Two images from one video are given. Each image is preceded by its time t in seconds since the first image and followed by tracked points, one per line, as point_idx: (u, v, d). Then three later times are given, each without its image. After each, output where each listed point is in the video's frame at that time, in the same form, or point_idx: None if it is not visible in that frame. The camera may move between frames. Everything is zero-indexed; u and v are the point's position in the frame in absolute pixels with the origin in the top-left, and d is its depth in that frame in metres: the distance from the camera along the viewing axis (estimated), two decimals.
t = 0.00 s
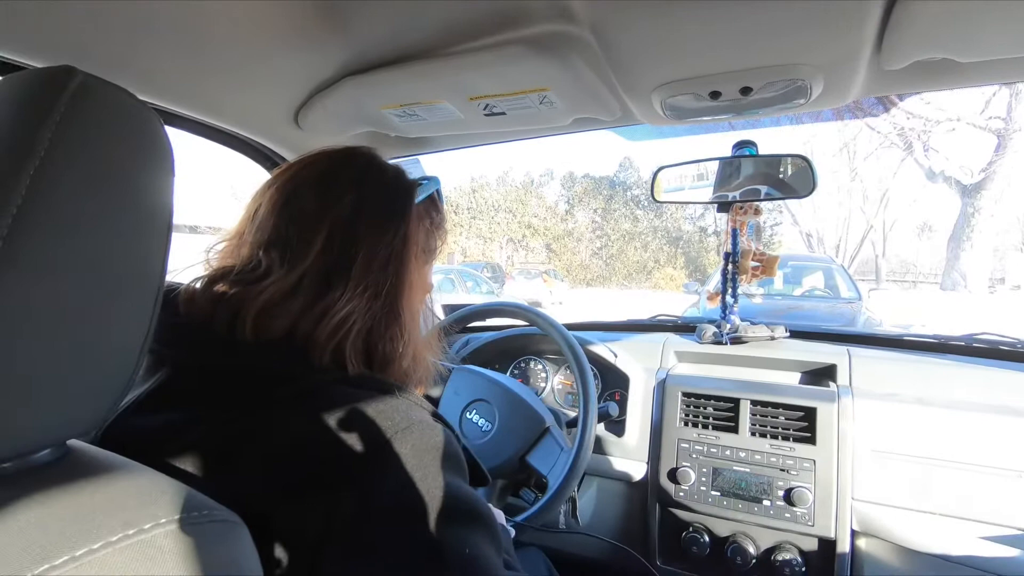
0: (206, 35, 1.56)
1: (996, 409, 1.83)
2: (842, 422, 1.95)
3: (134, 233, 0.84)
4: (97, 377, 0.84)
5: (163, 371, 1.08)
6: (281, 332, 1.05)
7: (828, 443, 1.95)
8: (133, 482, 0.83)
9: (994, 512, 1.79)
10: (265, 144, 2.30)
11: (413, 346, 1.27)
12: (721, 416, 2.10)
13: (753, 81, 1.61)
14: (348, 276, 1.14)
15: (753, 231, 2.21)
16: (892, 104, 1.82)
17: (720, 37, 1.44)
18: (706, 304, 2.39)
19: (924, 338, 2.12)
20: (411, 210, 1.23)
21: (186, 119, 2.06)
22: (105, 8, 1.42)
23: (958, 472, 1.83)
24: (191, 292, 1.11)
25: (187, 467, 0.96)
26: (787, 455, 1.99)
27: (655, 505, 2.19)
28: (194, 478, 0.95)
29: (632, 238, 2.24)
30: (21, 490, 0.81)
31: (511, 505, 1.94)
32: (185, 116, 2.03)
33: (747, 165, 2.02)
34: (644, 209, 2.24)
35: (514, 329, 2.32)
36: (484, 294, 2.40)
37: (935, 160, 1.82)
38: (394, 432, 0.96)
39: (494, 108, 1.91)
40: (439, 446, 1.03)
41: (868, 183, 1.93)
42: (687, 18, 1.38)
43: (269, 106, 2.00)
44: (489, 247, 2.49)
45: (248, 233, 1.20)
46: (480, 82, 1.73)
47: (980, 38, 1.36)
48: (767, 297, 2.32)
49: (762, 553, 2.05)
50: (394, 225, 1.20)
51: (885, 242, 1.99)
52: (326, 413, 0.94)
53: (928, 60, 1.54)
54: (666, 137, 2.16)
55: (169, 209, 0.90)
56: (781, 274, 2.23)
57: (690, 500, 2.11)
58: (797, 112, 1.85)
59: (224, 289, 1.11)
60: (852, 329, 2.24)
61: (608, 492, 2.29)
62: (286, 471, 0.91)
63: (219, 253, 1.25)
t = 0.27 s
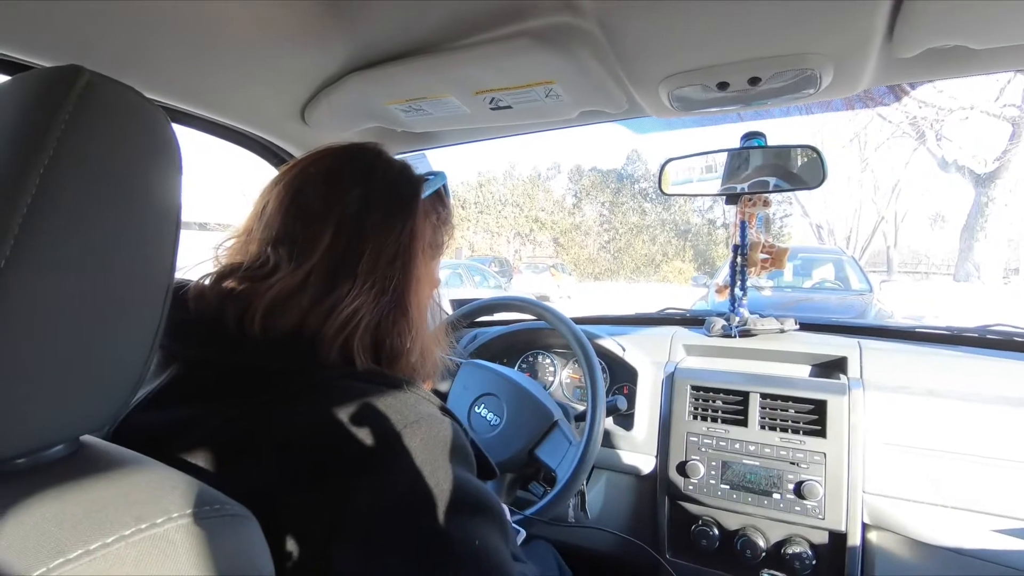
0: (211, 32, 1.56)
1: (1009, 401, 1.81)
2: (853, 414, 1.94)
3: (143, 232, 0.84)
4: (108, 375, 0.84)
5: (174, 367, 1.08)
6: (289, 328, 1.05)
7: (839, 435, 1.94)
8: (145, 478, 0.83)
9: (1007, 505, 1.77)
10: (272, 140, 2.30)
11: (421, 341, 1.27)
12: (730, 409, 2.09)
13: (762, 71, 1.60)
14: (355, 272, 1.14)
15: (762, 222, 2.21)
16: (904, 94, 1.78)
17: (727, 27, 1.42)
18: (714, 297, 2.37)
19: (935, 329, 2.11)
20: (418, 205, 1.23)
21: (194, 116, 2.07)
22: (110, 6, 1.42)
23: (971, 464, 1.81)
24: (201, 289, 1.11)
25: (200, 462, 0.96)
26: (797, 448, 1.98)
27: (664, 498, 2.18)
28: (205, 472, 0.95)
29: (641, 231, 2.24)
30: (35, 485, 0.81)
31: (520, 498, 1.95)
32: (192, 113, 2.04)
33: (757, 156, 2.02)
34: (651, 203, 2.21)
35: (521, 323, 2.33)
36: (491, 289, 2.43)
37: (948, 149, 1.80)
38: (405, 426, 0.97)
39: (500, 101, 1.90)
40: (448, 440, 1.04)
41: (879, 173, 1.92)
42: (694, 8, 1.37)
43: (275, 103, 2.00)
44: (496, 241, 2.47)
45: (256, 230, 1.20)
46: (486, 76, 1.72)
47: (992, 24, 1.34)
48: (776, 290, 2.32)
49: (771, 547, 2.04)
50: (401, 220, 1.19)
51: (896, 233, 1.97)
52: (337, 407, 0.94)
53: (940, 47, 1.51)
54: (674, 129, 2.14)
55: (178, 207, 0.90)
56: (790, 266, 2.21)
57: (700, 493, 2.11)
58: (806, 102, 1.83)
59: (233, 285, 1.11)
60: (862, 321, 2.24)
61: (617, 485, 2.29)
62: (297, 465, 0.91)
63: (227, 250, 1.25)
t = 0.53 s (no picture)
0: (215, 29, 1.56)
1: (1018, 396, 1.80)
2: (860, 410, 1.93)
3: (148, 230, 0.84)
4: (114, 373, 0.84)
5: (179, 365, 1.08)
6: (293, 326, 1.05)
7: (846, 431, 1.93)
8: (150, 475, 0.83)
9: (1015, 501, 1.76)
10: (276, 138, 2.30)
11: (425, 338, 1.27)
12: (736, 405, 2.08)
13: (768, 64, 1.58)
14: (358, 269, 1.14)
15: (768, 217, 2.19)
16: (911, 87, 1.76)
17: (733, 20, 1.41)
18: (720, 292, 2.39)
19: (944, 324, 2.10)
20: (421, 201, 1.22)
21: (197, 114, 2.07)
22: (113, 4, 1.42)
23: (979, 460, 1.80)
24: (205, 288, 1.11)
25: (206, 459, 0.96)
26: (804, 444, 1.97)
27: (670, 495, 2.18)
28: (210, 469, 0.95)
29: (645, 227, 2.22)
30: (42, 482, 0.81)
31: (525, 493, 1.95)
32: (195, 110, 2.04)
33: (762, 151, 2.00)
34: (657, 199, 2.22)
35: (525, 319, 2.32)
36: (497, 286, 2.44)
37: (955, 143, 1.77)
38: (410, 422, 0.97)
39: (503, 97, 1.90)
40: (453, 437, 1.03)
41: (886, 168, 1.88)
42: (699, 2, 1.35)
43: (278, 100, 2.00)
44: (501, 238, 2.45)
45: (259, 228, 1.20)
46: (489, 72, 1.71)
47: (1002, 15, 1.33)
48: (781, 287, 2.30)
49: (776, 543, 2.04)
50: (404, 216, 1.19)
51: (904, 228, 1.94)
52: (342, 405, 0.94)
53: (949, 39, 1.50)
54: (678, 123, 2.12)
55: (182, 205, 0.90)
56: (796, 261, 2.22)
57: (705, 490, 2.10)
58: (813, 95, 1.82)
59: (237, 283, 1.11)
60: (869, 316, 2.22)
61: (622, 481, 2.28)
62: (302, 461, 0.91)
63: (232, 249, 1.25)
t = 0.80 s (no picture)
0: (214, 27, 1.55)
1: (1018, 396, 1.79)
2: (859, 409, 1.92)
3: (144, 228, 0.83)
4: (110, 373, 0.84)
5: (176, 364, 1.08)
6: (290, 325, 1.04)
7: (845, 430, 1.93)
8: (146, 475, 0.82)
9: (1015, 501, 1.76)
10: (275, 137, 2.29)
11: (423, 337, 1.26)
12: (735, 405, 2.08)
13: (767, 63, 1.58)
14: (355, 268, 1.13)
15: (768, 217, 2.19)
16: (911, 87, 1.75)
17: (732, 18, 1.40)
18: (720, 291, 2.38)
19: (944, 323, 2.10)
20: (419, 199, 1.22)
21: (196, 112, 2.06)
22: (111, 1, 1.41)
23: (980, 460, 1.80)
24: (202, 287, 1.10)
25: (202, 459, 0.96)
26: (803, 444, 1.96)
27: (669, 494, 2.18)
28: (207, 469, 0.95)
29: (645, 227, 2.23)
30: (38, 482, 0.81)
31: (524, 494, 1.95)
32: (194, 109, 2.03)
33: (762, 150, 2.00)
34: (658, 198, 2.22)
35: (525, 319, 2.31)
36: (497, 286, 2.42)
37: (955, 142, 1.76)
38: (408, 422, 0.96)
39: (502, 96, 1.89)
40: (450, 438, 1.03)
41: (886, 167, 1.88)
42: None
43: (277, 98, 1.99)
44: (501, 237, 2.45)
45: (256, 227, 1.19)
46: (488, 70, 1.71)
47: (1001, 13, 1.32)
48: (781, 286, 2.30)
49: (776, 543, 2.04)
50: (401, 214, 1.18)
51: (904, 227, 1.93)
52: (340, 404, 0.93)
53: (949, 37, 1.49)
54: (678, 122, 2.11)
55: (179, 204, 0.90)
56: (796, 261, 2.21)
57: (705, 489, 2.10)
58: (812, 94, 1.81)
59: (234, 282, 1.10)
60: (869, 316, 2.22)
61: (621, 481, 2.28)
62: (299, 461, 0.91)
63: (229, 248, 1.25)
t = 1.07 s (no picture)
0: (210, 26, 1.55)
1: (1015, 394, 1.80)
2: (857, 408, 1.93)
3: (142, 226, 0.83)
4: (107, 370, 0.84)
5: (174, 362, 1.07)
6: (286, 322, 1.04)
7: (843, 429, 1.93)
8: (144, 473, 0.82)
9: (1012, 499, 1.76)
10: (273, 136, 2.29)
11: (421, 336, 1.26)
12: (733, 404, 2.08)
13: (765, 62, 1.58)
14: (353, 266, 1.14)
15: (766, 216, 2.18)
16: (908, 87, 1.76)
17: (731, 17, 1.40)
18: (718, 291, 2.37)
19: (942, 322, 2.10)
20: (415, 196, 1.22)
21: (193, 111, 2.06)
22: None
23: (978, 458, 1.80)
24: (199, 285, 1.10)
25: (199, 457, 0.96)
26: (801, 443, 1.97)
27: (667, 493, 2.18)
28: (205, 467, 0.95)
29: (643, 226, 2.23)
30: (34, 481, 0.81)
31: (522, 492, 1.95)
32: (191, 108, 2.03)
33: (760, 148, 2.00)
34: (655, 197, 2.22)
35: (522, 318, 2.31)
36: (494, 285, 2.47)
37: (953, 142, 1.76)
38: (406, 418, 0.96)
39: (500, 94, 1.89)
40: (449, 435, 1.03)
41: (884, 167, 1.88)
42: None
43: (275, 97, 1.99)
44: (499, 236, 2.45)
45: (252, 225, 1.19)
46: (487, 68, 1.70)
47: (999, 12, 1.32)
48: (779, 285, 2.30)
49: (773, 541, 2.05)
50: (398, 213, 1.18)
51: (901, 228, 1.94)
52: (338, 402, 0.93)
53: (947, 36, 1.50)
54: (676, 122, 2.10)
55: (177, 201, 0.89)
56: (794, 260, 2.20)
57: (703, 488, 2.10)
58: (810, 93, 1.81)
59: (230, 280, 1.10)
60: (867, 315, 2.22)
61: (619, 480, 2.28)
62: (297, 459, 0.90)
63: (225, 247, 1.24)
